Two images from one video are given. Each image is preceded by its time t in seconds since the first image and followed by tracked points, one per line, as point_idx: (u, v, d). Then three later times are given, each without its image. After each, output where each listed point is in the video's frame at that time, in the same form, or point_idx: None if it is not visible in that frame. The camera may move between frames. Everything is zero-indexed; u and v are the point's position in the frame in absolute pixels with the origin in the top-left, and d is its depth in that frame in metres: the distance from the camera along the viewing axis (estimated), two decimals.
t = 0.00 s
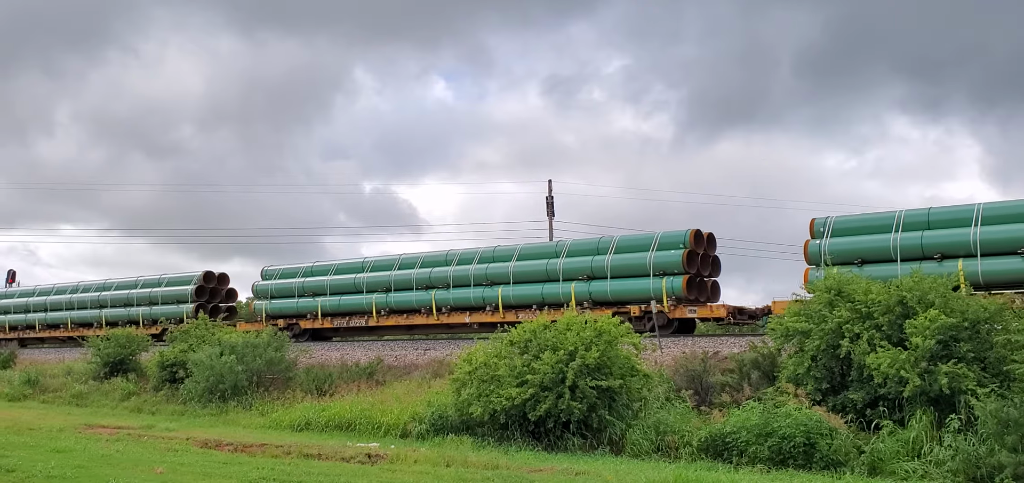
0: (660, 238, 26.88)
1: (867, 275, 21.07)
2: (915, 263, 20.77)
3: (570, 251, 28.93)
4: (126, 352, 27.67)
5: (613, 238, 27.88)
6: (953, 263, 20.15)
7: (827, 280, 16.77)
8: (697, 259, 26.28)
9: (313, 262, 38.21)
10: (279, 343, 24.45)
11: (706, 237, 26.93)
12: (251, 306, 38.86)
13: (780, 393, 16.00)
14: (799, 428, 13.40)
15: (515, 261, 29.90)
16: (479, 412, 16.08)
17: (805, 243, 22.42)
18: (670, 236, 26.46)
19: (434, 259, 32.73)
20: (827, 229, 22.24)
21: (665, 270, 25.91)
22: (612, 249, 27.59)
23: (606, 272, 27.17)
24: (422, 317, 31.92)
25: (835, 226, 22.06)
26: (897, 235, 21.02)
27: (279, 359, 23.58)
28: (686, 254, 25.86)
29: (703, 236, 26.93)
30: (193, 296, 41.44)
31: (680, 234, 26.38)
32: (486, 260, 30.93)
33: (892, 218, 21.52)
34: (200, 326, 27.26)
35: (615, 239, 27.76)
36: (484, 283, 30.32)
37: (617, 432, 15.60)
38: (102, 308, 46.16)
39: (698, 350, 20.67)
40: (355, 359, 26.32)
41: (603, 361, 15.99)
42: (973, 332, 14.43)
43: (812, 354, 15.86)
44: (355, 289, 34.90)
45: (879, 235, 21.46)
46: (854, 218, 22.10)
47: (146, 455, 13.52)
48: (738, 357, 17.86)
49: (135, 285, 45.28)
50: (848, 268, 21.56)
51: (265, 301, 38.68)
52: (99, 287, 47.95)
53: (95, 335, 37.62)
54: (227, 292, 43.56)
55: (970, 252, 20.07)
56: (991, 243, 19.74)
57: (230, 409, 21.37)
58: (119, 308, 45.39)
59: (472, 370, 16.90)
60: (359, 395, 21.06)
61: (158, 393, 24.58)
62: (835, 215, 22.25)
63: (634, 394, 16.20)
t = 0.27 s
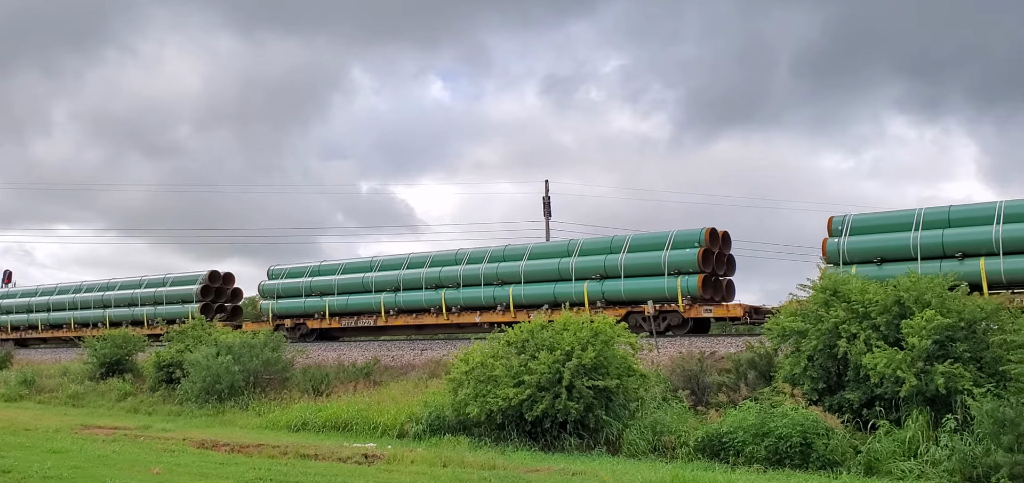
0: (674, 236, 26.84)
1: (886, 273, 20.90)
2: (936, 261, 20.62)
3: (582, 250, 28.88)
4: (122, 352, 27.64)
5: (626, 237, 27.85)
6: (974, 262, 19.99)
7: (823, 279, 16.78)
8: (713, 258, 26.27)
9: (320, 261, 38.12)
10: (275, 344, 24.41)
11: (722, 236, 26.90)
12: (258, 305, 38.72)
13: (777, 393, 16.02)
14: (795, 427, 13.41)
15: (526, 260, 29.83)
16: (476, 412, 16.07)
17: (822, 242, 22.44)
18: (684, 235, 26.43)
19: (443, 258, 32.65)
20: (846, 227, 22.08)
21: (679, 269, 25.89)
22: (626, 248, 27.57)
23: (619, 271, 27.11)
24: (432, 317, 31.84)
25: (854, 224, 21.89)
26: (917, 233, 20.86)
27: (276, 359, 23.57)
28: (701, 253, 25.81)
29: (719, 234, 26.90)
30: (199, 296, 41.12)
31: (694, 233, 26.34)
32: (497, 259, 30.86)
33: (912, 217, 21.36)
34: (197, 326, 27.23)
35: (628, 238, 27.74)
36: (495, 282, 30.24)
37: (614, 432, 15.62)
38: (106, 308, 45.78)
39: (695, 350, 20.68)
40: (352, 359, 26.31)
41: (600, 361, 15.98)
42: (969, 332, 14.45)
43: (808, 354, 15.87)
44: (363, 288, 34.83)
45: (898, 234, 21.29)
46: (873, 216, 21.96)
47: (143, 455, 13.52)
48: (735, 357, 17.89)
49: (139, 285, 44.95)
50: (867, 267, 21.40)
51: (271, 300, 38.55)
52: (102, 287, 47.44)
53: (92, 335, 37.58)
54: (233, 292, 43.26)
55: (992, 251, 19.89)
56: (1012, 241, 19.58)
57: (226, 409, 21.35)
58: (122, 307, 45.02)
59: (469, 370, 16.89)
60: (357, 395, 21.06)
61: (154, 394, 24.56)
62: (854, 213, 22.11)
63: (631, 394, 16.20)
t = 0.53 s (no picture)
0: (690, 234, 26.81)
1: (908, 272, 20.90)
2: (958, 260, 20.56)
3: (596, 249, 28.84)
4: (120, 352, 27.62)
5: (641, 236, 27.85)
6: (997, 260, 19.90)
7: (821, 279, 16.79)
8: (730, 257, 26.26)
9: (329, 261, 38.06)
10: (273, 344, 24.39)
11: (738, 234, 26.89)
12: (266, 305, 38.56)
13: (775, 393, 16.01)
14: (793, 427, 13.41)
15: (539, 259, 29.77)
16: (474, 412, 16.06)
17: (844, 240, 22.32)
18: (700, 234, 26.37)
19: (454, 257, 32.59)
20: (866, 226, 22.08)
21: (695, 268, 25.85)
22: (641, 247, 27.53)
23: (634, 270, 27.08)
24: (443, 316, 31.78)
25: (874, 223, 21.90)
26: (939, 232, 20.80)
27: (274, 359, 23.54)
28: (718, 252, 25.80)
29: (735, 233, 26.90)
30: (206, 295, 40.74)
31: (711, 231, 26.27)
32: (508, 258, 30.78)
33: (934, 214, 21.29)
34: (195, 327, 27.22)
35: (643, 237, 27.71)
36: (507, 281, 30.15)
37: (612, 432, 15.63)
38: (111, 308, 45.34)
39: (692, 350, 20.69)
40: (350, 359, 26.34)
41: (598, 361, 15.97)
42: (967, 332, 14.47)
43: (806, 354, 15.87)
44: (372, 287, 34.75)
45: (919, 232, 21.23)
46: (894, 215, 21.91)
47: (140, 455, 13.52)
48: (733, 357, 17.92)
49: (145, 285, 44.63)
50: (888, 265, 21.40)
51: (280, 300, 38.41)
52: (107, 287, 47.07)
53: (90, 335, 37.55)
54: (240, 292, 42.89)
55: (1016, 249, 19.80)
56: None
57: (225, 409, 21.35)
58: (128, 308, 44.67)
59: (467, 370, 16.89)
60: (355, 395, 21.09)
61: (152, 394, 24.56)
62: (874, 212, 22.11)
63: (629, 394, 16.20)
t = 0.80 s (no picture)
0: (708, 233, 26.60)
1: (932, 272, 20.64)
2: (983, 258, 20.29)
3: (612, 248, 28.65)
4: (119, 353, 27.60)
5: (658, 234, 27.66)
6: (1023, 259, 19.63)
7: (820, 279, 16.78)
8: (749, 256, 26.05)
9: (339, 259, 37.96)
10: (272, 344, 24.37)
11: (756, 233, 26.70)
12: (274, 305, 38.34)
13: (774, 393, 16.00)
14: (792, 427, 13.41)
15: (553, 257, 29.60)
16: (473, 412, 16.05)
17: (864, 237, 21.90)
18: (718, 232, 26.19)
19: (466, 256, 32.48)
20: (887, 224, 21.74)
21: (713, 267, 25.68)
22: (657, 246, 27.35)
23: (651, 269, 26.89)
24: (455, 316, 31.67)
25: (896, 222, 21.57)
26: (963, 230, 20.51)
27: (273, 360, 23.51)
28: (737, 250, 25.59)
29: (754, 231, 26.73)
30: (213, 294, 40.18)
31: (729, 230, 26.10)
32: (522, 257, 30.60)
33: (957, 212, 20.98)
34: (194, 327, 27.21)
35: (660, 235, 27.54)
36: (520, 280, 29.94)
37: (611, 432, 15.65)
38: (117, 308, 44.80)
39: (691, 350, 20.69)
40: (349, 359, 26.37)
41: (596, 361, 15.98)
42: (966, 332, 14.48)
43: (805, 354, 15.88)
44: (383, 286, 34.63)
45: (943, 230, 20.92)
46: (916, 212, 21.57)
47: (140, 456, 13.51)
48: (733, 357, 17.93)
49: (151, 284, 44.12)
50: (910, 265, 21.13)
51: (289, 299, 38.21)
52: (113, 287, 46.51)
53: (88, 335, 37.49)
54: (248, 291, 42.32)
55: None
56: None
57: (224, 410, 21.34)
58: (134, 308, 44.14)
59: (466, 370, 16.88)
60: (354, 395, 21.11)
61: (151, 394, 24.55)
62: (895, 210, 21.76)
63: (628, 395, 16.21)
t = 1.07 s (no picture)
0: (726, 232, 26.34)
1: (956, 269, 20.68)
2: (1009, 256, 20.21)
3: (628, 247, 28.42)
4: (118, 353, 27.59)
5: (675, 232, 27.45)
6: None
7: (819, 280, 16.79)
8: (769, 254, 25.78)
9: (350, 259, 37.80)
10: (272, 344, 24.39)
11: (776, 231, 26.40)
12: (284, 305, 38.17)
13: (773, 393, 15.99)
14: (791, 428, 13.41)
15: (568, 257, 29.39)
16: (472, 413, 16.04)
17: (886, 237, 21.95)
18: (737, 231, 25.96)
19: (479, 255, 32.34)
20: (910, 222, 21.82)
21: (731, 267, 25.44)
22: (675, 245, 27.15)
23: (669, 268, 26.67)
24: (468, 316, 31.54)
25: (919, 220, 21.67)
26: (988, 228, 20.46)
27: (272, 360, 23.52)
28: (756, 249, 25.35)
29: (773, 230, 26.41)
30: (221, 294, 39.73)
31: (748, 229, 25.86)
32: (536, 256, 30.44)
33: (982, 210, 20.94)
34: (193, 327, 27.21)
35: (678, 234, 27.33)
36: (535, 279, 29.77)
37: (611, 432, 15.65)
38: (124, 308, 44.46)
39: (691, 350, 20.69)
40: (348, 359, 26.40)
41: (596, 361, 15.98)
42: (966, 332, 14.49)
43: (804, 354, 15.89)
44: (394, 286, 34.49)
45: (967, 228, 20.90)
46: (940, 210, 21.60)
47: (139, 456, 13.50)
48: (732, 358, 17.94)
49: (158, 284, 43.78)
50: (934, 263, 21.18)
51: (299, 299, 38.05)
52: (120, 286, 46.17)
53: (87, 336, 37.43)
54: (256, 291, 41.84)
55: None
56: None
57: (223, 410, 21.34)
58: (142, 308, 43.78)
59: (465, 371, 16.87)
60: (354, 395, 21.16)
61: (150, 394, 24.54)
62: (919, 208, 21.84)
63: (627, 395, 16.21)
